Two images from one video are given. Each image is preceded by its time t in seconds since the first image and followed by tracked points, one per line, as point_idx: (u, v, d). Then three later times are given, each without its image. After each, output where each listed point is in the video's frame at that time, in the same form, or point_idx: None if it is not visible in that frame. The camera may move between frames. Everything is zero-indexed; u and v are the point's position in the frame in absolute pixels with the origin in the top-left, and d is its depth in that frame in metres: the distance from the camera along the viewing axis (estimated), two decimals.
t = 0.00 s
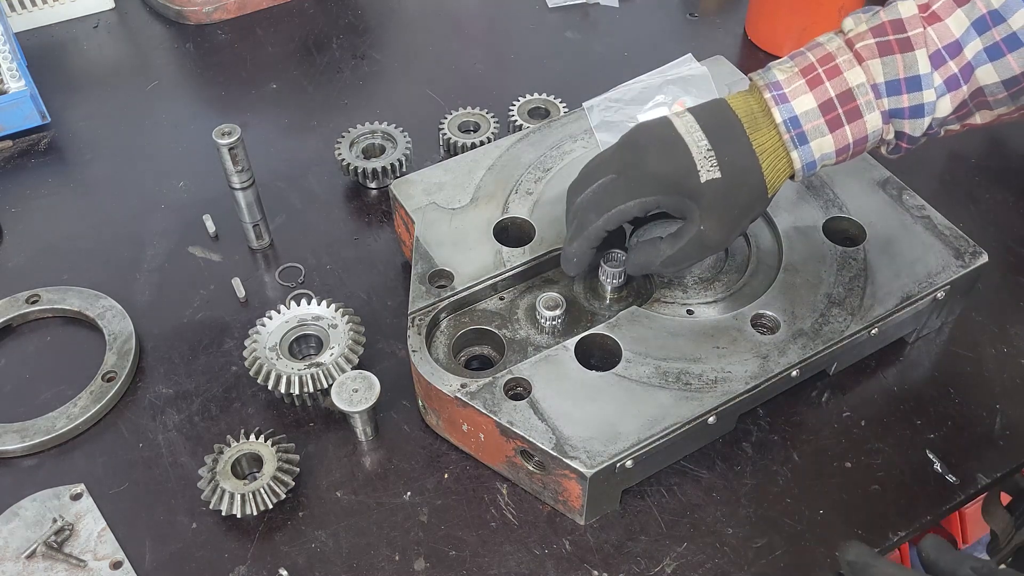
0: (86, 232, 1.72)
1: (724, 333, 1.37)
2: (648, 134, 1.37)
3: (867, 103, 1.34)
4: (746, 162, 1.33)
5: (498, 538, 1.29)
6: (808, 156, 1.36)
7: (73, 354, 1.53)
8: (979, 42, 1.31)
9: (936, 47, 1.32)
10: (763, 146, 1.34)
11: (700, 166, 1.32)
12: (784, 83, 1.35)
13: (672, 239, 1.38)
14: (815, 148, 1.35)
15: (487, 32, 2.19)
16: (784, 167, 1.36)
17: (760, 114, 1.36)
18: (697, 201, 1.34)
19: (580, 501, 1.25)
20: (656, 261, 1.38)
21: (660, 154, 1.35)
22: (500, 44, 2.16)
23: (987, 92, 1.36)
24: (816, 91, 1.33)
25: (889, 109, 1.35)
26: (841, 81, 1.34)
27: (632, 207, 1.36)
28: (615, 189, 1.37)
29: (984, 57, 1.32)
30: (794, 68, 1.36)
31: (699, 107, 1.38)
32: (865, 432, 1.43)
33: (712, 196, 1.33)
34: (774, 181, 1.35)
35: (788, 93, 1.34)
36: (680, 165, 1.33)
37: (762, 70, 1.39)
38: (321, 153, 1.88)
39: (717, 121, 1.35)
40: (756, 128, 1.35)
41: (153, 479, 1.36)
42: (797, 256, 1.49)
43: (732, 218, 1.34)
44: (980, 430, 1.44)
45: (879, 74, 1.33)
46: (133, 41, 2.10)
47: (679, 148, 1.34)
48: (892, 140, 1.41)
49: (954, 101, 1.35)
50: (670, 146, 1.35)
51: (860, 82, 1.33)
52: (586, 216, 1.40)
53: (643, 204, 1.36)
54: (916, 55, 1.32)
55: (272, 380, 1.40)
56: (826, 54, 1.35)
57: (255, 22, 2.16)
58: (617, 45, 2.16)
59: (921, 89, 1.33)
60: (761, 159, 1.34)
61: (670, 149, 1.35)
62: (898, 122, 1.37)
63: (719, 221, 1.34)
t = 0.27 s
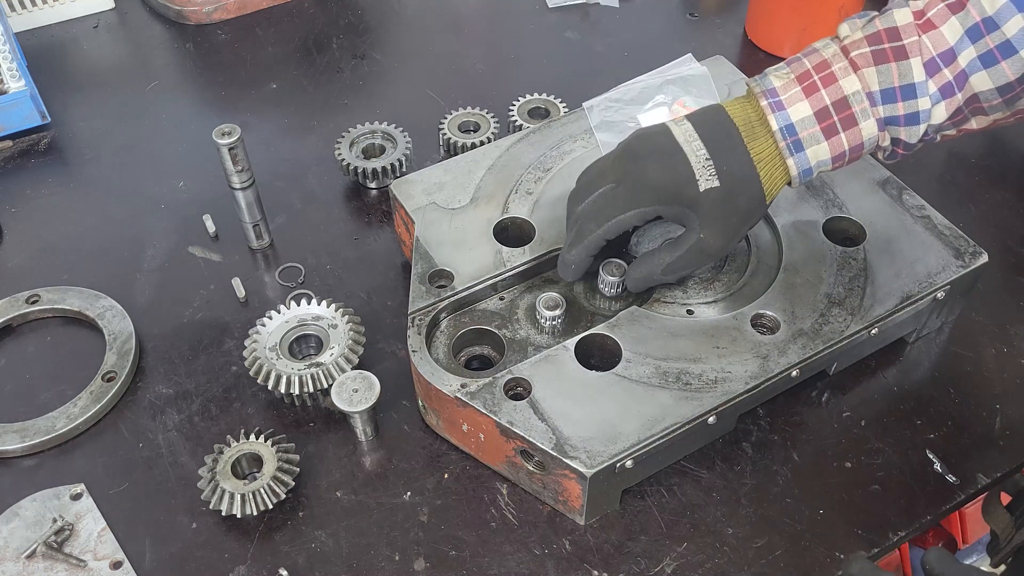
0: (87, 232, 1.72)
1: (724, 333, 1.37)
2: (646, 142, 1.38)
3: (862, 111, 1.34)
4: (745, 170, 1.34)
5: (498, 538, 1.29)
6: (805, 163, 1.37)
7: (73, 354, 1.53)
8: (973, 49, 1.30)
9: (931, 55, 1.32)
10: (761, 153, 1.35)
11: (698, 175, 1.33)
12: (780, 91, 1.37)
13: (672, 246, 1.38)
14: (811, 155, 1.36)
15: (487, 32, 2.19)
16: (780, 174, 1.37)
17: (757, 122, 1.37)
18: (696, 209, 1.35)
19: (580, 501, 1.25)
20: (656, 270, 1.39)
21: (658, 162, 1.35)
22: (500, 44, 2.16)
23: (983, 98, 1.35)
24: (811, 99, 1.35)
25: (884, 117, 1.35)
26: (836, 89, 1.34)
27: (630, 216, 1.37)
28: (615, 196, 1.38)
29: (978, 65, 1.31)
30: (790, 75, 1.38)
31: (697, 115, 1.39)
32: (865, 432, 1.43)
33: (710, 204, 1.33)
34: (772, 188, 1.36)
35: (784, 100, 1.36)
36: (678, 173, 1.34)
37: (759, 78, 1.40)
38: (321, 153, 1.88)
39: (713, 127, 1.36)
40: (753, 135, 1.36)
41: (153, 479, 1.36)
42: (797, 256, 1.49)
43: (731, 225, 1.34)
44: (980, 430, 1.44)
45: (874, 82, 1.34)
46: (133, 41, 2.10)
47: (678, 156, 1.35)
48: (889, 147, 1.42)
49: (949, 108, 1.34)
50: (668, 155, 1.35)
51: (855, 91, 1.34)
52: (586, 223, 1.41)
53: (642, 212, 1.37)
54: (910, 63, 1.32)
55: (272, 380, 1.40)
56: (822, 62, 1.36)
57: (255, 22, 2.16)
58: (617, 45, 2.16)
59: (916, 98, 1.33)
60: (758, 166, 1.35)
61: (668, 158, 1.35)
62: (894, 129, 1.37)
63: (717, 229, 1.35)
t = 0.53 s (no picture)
0: (87, 232, 1.72)
1: (724, 333, 1.37)
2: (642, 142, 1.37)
3: (858, 108, 1.34)
4: (741, 168, 1.34)
5: (498, 538, 1.29)
6: (800, 160, 1.37)
7: (73, 354, 1.53)
8: (969, 47, 1.30)
9: (926, 53, 1.32)
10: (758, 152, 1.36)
11: (694, 175, 1.33)
12: (775, 88, 1.37)
13: (670, 244, 1.38)
14: (806, 151, 1.36)
15: (487, 32, 2.19)
16: (776, 172, 1.37)
17: (753, 120, 1.37)
18: (693, 208, 1.35)
19: (580, 501, 1.25)
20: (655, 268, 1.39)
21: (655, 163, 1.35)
22: (500, 44, 2.16)
23: (979, 96, 1.34)
24: (807, 95, 1.35)
25: (880, 114, 1.35)
26: (831, 85, 1.34)
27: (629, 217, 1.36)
28: (612, 196, 1.37)
29: (974, 62, 1.31)
30: (786, 72, 1.37)
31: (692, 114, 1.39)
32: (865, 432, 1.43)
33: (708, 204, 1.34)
34: (768, 185, 1.36)
35: (780, 98, 1.36)
36: (675, 174, 1.34)
37: (755, 75, 1.40)
38: (321, 153, 1.88)
39: (708, 126, 1.36)
40: (749, 133, 1.36)
41: (153, 479, 1.36)
42: (797, 256, 1.49)
43: (729, 224, 1.35)
44: (980, 430, 1.44)
45: (869, 79, 1.34)
46: (134, 41, 2.10)
47: (674, 157, 1.34)
48: (884, 144, 1.42)
49: (945, 106, 1.35)
50: (664, 156, 1.35)
51: (851, 87, 1.34)
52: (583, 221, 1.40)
53: (640, 214, 1.36)
54: (905, 61, 1.32)
55: (272, 380, 1.40)
56: (818, 59, 1.36)
57: (255, 22, 2.16)
58: (617, 45, 2.16)
59: (912, 95, 1.33)
60: (754, 164, 1.35)
61: (665, 159, 1.35)
62: (889, 126, 1.37)
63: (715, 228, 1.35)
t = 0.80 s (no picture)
0: (87, 232, 1.72)
1: (724, 333, 1.37)
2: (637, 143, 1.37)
3: (855, 110, 1.34)
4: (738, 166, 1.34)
5: (498, 538, 1.29)
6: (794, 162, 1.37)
7: (73, 354, 1.53)
8: (965, 48, 1.31)
9: (924, 54, 1.32)
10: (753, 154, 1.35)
11: (689, 179, 1.33)
12: (772, 88, 1.36)
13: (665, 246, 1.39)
14: (801, 153, 1.36)
15: (487, 32, 2.19)
16: (771, 174, 1.37)
17: (748, 121, 1.37)
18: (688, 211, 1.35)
19: (580, 501, 1.25)
20: (649, 271, 1.39)
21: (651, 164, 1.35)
22: (500, 44, 2.16)
23: (974, 97, 1.35)
24: (804, 96, 1.34)
25: (876, 117, 1.35)
26: (828, 87, 1.34)
27: (623, 220, 1.36)
28: (608, 199, 1.38)
29: (970, 64, 1.31)
30: (782, 72, 1.37)
31: (686, 112, 1.38)
32: (865, 432, 1.43)
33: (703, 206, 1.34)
34: (763, 187, 1.36)
35: (776, 99, 1.35)
36: (668, 176, 1.34)
37: (751, 75, 1.40)
38: (321, 153, 1.88)
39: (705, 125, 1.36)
40: (744, 136, 1.36)
41: (153, 479, 1.36)
42: (797, 256, 1.49)
43: (725, 225, 1.35)
44: (980, 430, 1.44)
45: (867, 80, 1.33)
46: (134, 41, 2.10)
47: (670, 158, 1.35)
48: (880, 146, 1.41)
49: (942, 107, 1.34)
50: (660, 157, 1.35)
51: (847, 90, 1.33)
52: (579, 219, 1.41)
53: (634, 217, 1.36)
54: (903, 61, 1.31)
55: (272, 380, 1.40)
56: (814, 60, 1.36)
57: (255, 22, 2.16)
58: (617, 45, 2.16)
59: (908, 96, 1.32)
60: (749, 166, 1.35)
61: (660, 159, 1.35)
62: (886, 127, 1.37)
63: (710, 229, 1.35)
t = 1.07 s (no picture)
0: (87, 232, 1.72)
1: (724, 333, 1.37)
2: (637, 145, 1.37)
3: (854, 109, 1.34)
4: (737, 167, 1.34)
5: (498, 538, 1.29)
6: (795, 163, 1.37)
7: (73, 354, 1.53)
8: (965, 46, 1.30)
9: (923, 53, 1.31)
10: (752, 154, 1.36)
11: (690, 182, 1.33)
12: (771, 88, 1.36)
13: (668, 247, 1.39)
14: (801, 153, 1.36)
15: (487, 32, 2.19)
16: (771, 174, 1.37)
17: (748, 122, 1.37)
18: (691, 214, 1.35)
19: (580, 501, 1.25)
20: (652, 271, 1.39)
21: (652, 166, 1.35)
22: (500, 44, 2.16)
23: (974, 96, 1.35)
24: (804, 96, 1.34)
25: (876, 115, 1.35)
26: (828, 86, 1.34)
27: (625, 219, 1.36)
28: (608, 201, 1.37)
29: (969, 62, 1.31)
30: (781, 72, 1.37)
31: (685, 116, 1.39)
32: (865, 432, 1.43)
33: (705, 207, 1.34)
34: (763, 188, 1.37)
35: (775, 98, 1.36)
36: (669, 178, 1.34)
37: (749, 75, 1.40)
38: (321, 153, 1.88)
39: (705, 127, 1.36)
40: (744, 136, 1.36)
41: (153, 479, 1.36)
42: (796, 256, 1.49)
43: (727, 226, 1.35)
44: (980, 429, 1.44)
45: (866, 80, 1.33)
46: (134, 41, 2.10)
47: (670, 160, 1.35)
48: (880, 143, 1.41)
49: (941, 106, 1.33)
50: (660, 162, 1.35)
51: (848, 88, 1.33)
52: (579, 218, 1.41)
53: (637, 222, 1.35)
54: (902, 61, 1.31)
55: (272, 380, 1.40)
56: (814, 58, 1.36)
57: (255, 22, 2.16)
58: (617, 45, 2.16)
59: (908, 95, 1.32)
60: (749, 167, 1.35)
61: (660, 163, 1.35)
62: (886, 126, 1.37)
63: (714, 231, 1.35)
